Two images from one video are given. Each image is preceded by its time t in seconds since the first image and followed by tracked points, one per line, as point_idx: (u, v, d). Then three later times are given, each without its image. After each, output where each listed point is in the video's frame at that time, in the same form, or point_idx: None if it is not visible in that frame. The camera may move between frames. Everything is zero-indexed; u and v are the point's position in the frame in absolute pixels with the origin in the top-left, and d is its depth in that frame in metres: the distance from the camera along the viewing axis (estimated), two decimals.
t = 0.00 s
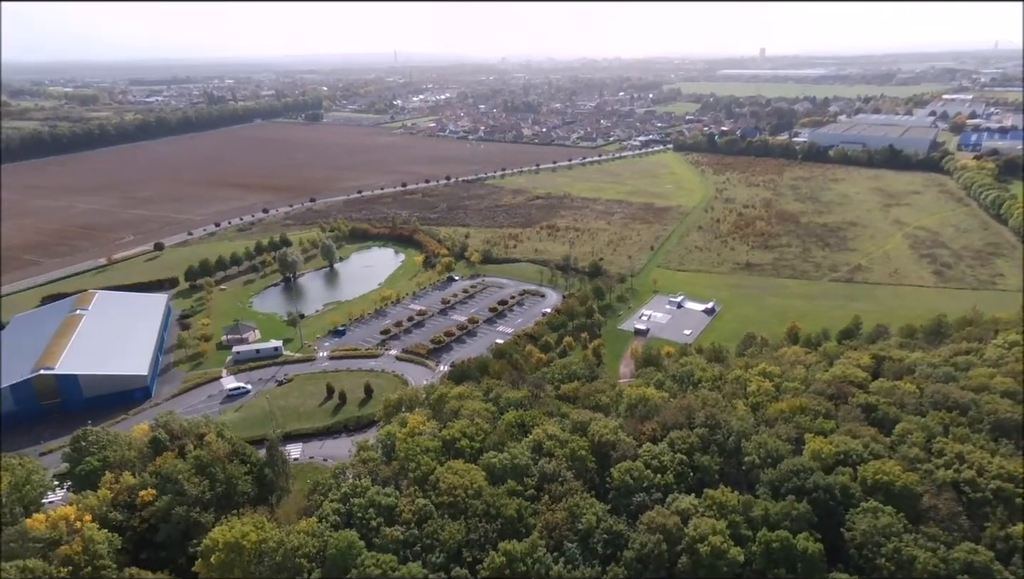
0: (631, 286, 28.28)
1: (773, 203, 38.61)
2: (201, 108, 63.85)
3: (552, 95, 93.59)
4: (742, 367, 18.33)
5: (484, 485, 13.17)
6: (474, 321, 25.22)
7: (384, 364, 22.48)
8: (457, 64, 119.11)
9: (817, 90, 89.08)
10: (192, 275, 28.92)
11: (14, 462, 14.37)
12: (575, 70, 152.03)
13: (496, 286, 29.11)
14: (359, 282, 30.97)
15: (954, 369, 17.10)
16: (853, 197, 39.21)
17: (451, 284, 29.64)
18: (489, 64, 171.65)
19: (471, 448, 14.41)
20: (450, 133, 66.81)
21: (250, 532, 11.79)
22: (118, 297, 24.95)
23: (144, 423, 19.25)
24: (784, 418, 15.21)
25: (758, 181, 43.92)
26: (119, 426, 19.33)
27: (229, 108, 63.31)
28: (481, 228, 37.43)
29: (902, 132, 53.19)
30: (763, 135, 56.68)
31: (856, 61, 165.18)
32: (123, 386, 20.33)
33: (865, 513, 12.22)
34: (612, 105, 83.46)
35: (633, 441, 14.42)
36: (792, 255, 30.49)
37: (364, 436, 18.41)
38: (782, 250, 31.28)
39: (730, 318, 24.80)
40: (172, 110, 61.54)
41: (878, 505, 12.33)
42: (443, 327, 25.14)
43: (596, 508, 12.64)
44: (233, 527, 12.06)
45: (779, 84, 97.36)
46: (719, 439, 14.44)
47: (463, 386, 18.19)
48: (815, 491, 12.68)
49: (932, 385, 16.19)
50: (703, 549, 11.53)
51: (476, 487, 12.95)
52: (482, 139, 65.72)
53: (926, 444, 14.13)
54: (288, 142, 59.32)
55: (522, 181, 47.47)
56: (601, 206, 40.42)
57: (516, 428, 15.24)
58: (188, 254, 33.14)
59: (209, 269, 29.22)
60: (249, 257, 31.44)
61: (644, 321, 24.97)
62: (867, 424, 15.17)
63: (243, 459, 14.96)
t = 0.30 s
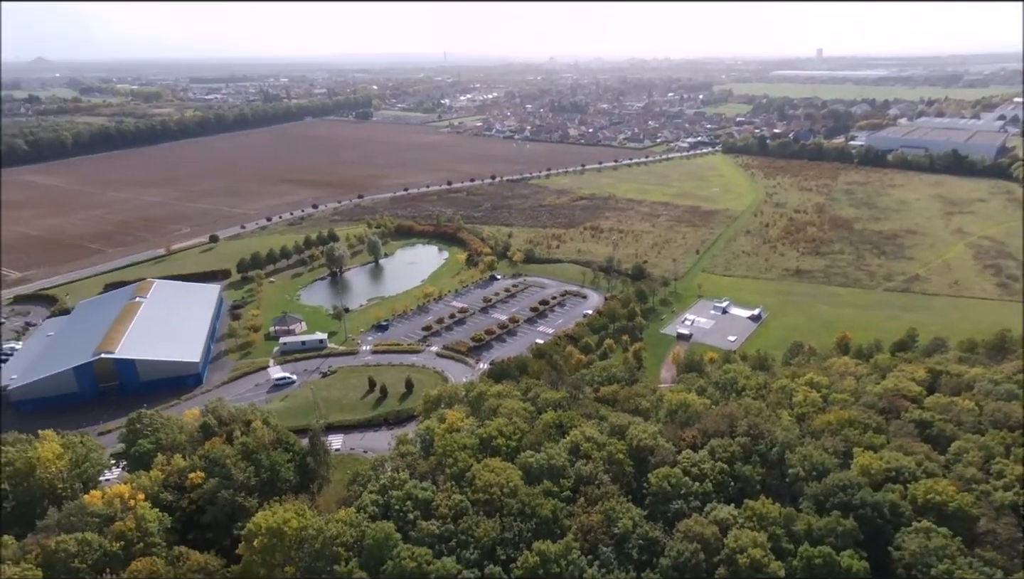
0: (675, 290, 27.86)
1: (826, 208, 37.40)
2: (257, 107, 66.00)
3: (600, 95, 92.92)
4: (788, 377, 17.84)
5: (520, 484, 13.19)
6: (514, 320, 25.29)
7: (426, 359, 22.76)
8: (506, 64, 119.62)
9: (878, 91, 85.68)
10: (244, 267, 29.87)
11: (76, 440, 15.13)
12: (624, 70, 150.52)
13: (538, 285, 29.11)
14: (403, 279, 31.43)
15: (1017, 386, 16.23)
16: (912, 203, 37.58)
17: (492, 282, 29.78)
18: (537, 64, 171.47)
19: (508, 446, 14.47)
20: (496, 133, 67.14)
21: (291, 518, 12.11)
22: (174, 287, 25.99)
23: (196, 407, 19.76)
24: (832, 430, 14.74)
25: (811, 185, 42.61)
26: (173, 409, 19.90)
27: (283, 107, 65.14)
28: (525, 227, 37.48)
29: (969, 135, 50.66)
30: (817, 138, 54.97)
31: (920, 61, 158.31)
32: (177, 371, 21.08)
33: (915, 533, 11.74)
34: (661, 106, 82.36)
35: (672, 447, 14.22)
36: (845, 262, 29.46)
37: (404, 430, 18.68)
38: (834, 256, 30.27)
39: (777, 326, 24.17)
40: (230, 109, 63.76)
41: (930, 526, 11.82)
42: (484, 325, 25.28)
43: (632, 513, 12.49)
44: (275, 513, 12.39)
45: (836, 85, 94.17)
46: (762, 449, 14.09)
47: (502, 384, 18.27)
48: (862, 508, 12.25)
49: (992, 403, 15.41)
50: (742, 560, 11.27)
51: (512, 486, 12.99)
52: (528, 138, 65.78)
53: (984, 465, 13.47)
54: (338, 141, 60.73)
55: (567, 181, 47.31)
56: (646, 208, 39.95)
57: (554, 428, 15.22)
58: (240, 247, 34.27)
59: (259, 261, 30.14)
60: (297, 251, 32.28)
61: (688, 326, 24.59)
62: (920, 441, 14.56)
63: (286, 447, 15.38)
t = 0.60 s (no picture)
0: (715, 294, 27.38)
1: (876, 214, 36.18)
2: (304, 106, 67.57)
3: (643, 96, 91.93)
4: (831, 387, 17.33)
5: (552, 485, 13.17)
6: (550, 320, 25.25)
7: (461, 357, 22.92)
8: (549, 64, 119.50)
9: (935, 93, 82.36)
10: (287, 262, 30.62)
11: (126, 424, 15.76)
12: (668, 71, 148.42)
13: (575, 287, 29.01)
14: (441, 276, 31.73)
15: None
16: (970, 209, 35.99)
17: (529, 282, 29.81)
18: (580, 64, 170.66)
19: (540, 447, 14.46)
20: (537, 133, 67.21)
21: (326, 509, 12.35)
22: (221, 279, 26.81)
23: (239, 396, 20.35)
24: (876, 444, 14.27)
25: (860, 190, 41.29)
26: (217, 398, 20.54)
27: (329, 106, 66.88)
28: (563, 228, 37.38)
29: None
30: (868, 141, 53.23)
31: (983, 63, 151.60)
32: (221, 362, 21.74)
33: (963, 554, 11.28)
34: (705, 107, 81.03)
35: (708, 454, 13.99)
36: (895, 270, 28.44)
37: (438, 427, 18.86)
38: (884, 264, 29.25)
39: (821, 334, 23.51)
40: (278, 109, 65.51)
41: (979, 548, 11.34)
42: (520, 325, 25.32)
43: (665, 520, 12.32)
44: (311, 503, 12.64)
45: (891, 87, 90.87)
46: (801, 460, 13.73)
47: (537, 384, 18.28)
48: (906, 526, 11.82)
49: None
50: (778, 573, 10.99)
51: (544, 486, 12.97)
52: (569, 139, 65.59)
53: None
54: (381, 139, 61.74)
55: (607, 183, 47.00)
56: (688, 211, 39.37)
57: (587, 431, 15.14)
58: (284, 242, 35.16)
59: (302, 257, 30.87)
60: (339, 247, 32.91)
61: (727, 331, 24.17)
62: (971, 459, 13.97)
63: (323, 439, 15.70)
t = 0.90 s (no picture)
0: (758, 300, 26.78)
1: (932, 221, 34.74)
2: (350, 106, 68.88)
3: (688, 97, 90.52)
4: (879, 399, 16.76)
5: (586, 487, 13.11)
6: (588, 322, 25.13)
7: (498, 356, 23.02)
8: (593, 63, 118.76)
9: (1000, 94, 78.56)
10: (331, 257, 31.30)
11: (175, 410, 16.35)
12: (717, 70, 145.23)
13: (614, 288, 28.79)
14: (480, 275, 31.92)
15: None
16: None
17: (568, 283, 29.73)
18: (624, 63, 168.93)
19: (575, 448, 14.42)
20: (580, 134, 66.95)
21: (362, 501, 12.54)
22: (267, 273, 27.56)
23: (281, 387, 20.91)
24: (926, 460, 13.74)
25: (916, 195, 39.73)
26: (260, 388, 21.14)
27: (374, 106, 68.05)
28: (603, 229, 37.13)
29: None
30: (925, 144, 51.16)
31: None
32: (266, 353, 22.36)
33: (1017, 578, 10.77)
34: (753, 108, 79.27)
35: (746, 463, 13.72)
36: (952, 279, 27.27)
37: (473, 425, 18.99)
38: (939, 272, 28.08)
39: (869, 344, 22.73)
40: (325, 107, 66.97)
41: None
42: (557, 325, 25.27)
43: (701, 527, 12.12)
44: (348, 494, 12.89)
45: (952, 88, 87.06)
46: (845, 473, 13.33)
47: (573, 385, 18.20)
48: (955, 546, 11.36)
49: None
50: None
51: (578, 488, 12.91)
52: (612, 139, 65.09)
53: None
54: (425, 138, 62.48)
55: (649, 184, 46.47)
56: (732, 214, 38.61)
57: (623, 434, 15.02)
58: (329, 237, 35.92)
59: (345, 253, 31.50)
60: (381, 244, 33.45)
61: (770, 338, 23.63)
62: None
63: (361, 432, 15.98)
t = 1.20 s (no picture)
0: (803, 307, 26.08)
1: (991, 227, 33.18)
2: (394, 105, 69.93)
3: (734, 97, 88.84)
4: (929, 413, 16.12)
5: (621, 491, 12.99)
6: (627, 324, 24.90)
7: (534, 356, 23.01)
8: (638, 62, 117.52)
9: None
10: (372, 254, 31.83)
11: (221, 399, 16.88)
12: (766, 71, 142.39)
13: (654, 291, 28.46)
14: (518, 275, 31.98)
15: None
16: None
17: (606, 284, 29.55)
18: (670, 63, 166.65)
19: (610, 452, 14.33)
20: (622, 135, 66.44)
21: (397, 495, 12.68)
22: (311, 269, 28.20)
23: (321, 381, 21.36)
24: (978, 478, 13.15)
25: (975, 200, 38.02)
26: (302, 381, 21.66)
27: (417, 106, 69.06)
28: (644, 231, 36.72)
29: None
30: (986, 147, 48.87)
31: None
32: (307, 347, 22.86)
33: None
34: (802, 110, 77.24)
35: (786, 473, 13.39)
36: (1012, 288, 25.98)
37: (508, 424, 19.04)
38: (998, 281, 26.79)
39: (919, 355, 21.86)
40: (370, 107, 68.17)
41: None
42: (595, 327, 25.13)
43: (737, 537, 11.87)
44: (383, 488, 13.07)
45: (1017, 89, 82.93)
46: (890, 488, 12.89)
47: (609, 388, 18.06)
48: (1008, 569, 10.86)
49: None
50: None
51: (612, 491, 12.81)
52: (654, 140, 64.38)
53: None
54: (467, 138, 62.97)
55: (691, 186, 45.78)
56: (777, 217, 37.68)
57: (660, 439, 14.83)
58: (370, 235, 36.52)
59: (386, 250, 31.99)
60: (421, 242, 33.83)
61: (814, 347, 23.01)
62: None
63: (398, 427, 16.19)
